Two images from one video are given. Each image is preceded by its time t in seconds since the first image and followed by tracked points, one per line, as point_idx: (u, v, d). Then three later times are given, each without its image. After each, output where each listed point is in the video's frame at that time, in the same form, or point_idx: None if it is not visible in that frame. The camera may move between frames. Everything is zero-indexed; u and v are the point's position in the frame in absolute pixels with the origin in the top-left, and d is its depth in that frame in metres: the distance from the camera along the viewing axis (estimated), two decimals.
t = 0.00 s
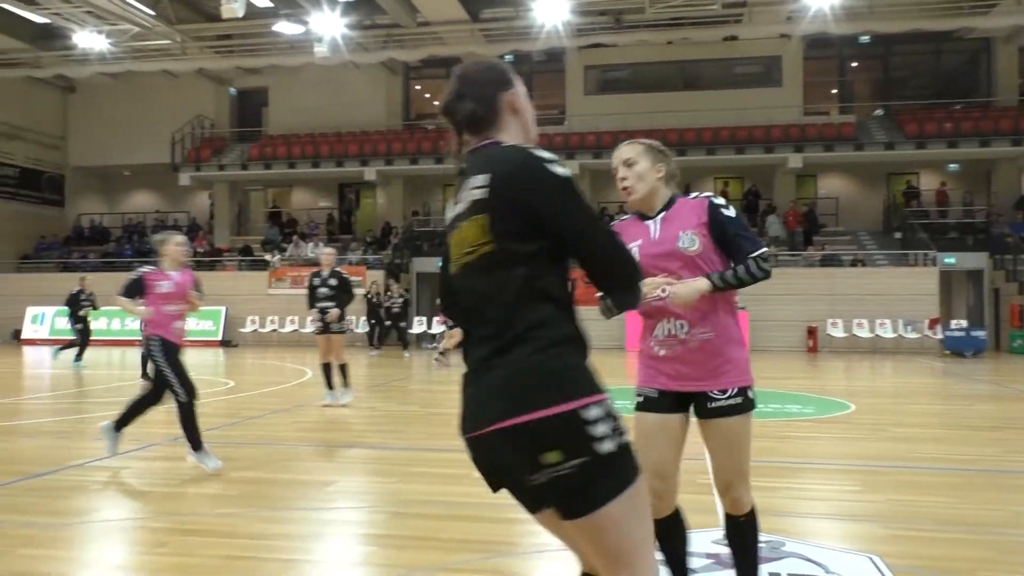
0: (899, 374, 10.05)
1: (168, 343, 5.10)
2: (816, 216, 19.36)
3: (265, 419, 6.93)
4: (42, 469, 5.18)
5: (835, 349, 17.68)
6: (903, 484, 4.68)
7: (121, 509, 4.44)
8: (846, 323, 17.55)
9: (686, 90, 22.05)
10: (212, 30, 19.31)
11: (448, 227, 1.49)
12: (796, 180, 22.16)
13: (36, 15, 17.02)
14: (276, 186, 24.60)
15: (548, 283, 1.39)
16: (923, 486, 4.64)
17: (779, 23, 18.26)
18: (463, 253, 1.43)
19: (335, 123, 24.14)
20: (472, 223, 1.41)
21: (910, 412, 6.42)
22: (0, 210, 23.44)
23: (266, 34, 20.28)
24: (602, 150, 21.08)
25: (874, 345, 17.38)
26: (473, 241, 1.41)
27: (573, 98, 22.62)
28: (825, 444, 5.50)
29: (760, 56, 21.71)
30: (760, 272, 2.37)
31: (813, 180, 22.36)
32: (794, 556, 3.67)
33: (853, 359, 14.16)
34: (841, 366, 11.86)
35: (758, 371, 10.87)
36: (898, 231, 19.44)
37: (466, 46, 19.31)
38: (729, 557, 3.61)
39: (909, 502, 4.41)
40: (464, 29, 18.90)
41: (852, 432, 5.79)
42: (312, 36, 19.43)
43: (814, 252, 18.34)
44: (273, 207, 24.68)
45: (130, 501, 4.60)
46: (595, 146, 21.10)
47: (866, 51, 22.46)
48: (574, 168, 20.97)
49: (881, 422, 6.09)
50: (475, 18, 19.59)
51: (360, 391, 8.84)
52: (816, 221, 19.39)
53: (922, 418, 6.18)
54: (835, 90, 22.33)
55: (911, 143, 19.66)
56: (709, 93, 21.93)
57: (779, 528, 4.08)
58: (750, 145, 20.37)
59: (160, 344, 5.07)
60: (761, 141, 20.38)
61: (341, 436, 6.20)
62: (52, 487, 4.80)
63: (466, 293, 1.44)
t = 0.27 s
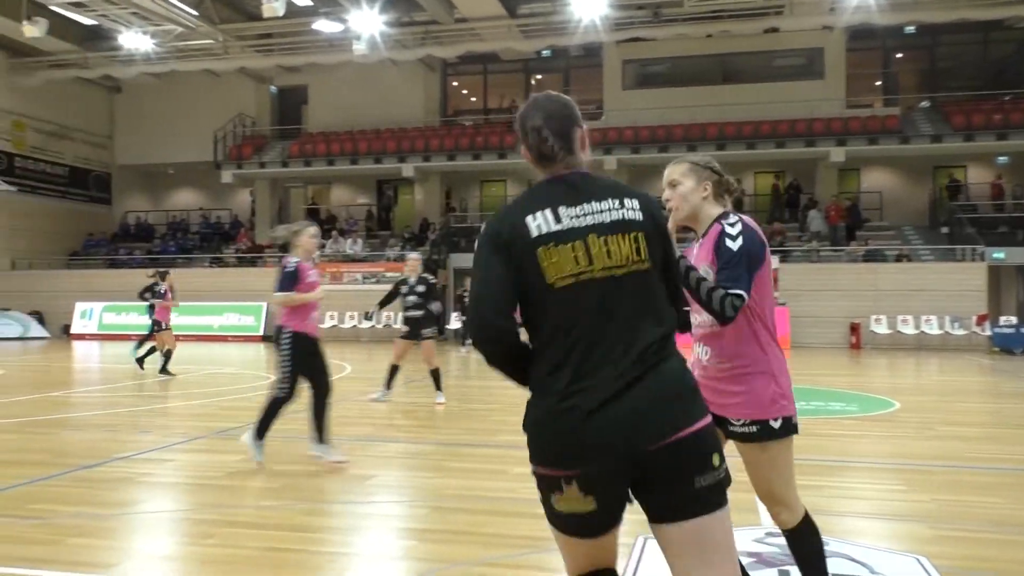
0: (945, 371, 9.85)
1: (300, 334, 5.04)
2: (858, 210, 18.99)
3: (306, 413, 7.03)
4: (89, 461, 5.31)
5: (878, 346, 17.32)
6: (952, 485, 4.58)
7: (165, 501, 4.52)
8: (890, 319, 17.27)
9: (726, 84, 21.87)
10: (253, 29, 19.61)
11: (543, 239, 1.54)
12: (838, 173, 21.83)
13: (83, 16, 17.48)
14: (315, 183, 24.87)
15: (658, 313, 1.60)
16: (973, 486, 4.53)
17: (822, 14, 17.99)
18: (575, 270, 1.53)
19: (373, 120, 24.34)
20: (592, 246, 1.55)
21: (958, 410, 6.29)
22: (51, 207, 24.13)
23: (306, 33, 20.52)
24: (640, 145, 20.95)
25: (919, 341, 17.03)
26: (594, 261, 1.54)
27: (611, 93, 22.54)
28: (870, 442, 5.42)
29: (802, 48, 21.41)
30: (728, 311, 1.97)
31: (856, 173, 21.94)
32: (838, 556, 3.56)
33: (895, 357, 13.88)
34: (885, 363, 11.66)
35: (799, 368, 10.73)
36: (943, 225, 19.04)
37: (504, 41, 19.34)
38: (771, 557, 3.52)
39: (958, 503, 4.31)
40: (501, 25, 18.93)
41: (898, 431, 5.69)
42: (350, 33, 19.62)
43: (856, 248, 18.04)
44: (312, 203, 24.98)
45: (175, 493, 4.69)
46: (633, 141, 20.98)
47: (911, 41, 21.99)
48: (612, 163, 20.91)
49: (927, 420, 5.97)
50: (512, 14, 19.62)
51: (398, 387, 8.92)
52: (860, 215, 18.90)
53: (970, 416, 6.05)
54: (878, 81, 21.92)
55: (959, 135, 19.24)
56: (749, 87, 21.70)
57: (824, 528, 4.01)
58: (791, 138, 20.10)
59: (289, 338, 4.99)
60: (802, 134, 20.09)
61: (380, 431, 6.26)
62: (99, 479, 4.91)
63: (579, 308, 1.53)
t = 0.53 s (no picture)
0: (992, 368, 9.64)
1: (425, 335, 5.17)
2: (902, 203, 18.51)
3: (346, 408, 7.12)
4: (137, 454, 5.42)
5: (923, 343, 17.01)
6: (1001, 484, 4.49)
7: (210, 494, 4.61)
8: (936, 316, 16.93)
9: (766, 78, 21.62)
10: (294, 29, 19.86)
11: (517, 246, 1.69)
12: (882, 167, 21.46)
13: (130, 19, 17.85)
14: (354, 180, 25.12)
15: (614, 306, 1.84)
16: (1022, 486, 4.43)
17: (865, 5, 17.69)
18: (553, 268, 1.71)
19: (411, 117, 24.49)
20: (560, 246, 1.75)
21: (1006, 409, 6.15)
22: (99, 206, 24.70)
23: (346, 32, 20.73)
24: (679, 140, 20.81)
25: (966, 339, 16.66)
26: (565, 260, 1.74)
27: (649, 88, 22.42)
28: (915, 441, 5.33)
29: (845, 40, 21.09)
30: (727, 309, 2.21)
31: (900, 167, 21.62)
32: (884, 556, 3.50)
33: (939, 354, 13.62)
34: (930, 360, 11.44)
35: (841, 364, 10.58)
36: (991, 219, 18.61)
37: (541, 37, 19.35)
38: (814, 556, 3.47)
39: (1007, 503, 4.22)
40: (539, 20, 18.93)
41: (944, 429, 5.59)
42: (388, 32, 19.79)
43: (901, 242, 17.71)
44: (350, 200, 25.21)
45: (220, 486, 4.78)
46: (671, 135, 20.84)
47: (958, 31, 21.50)
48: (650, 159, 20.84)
49: (974, 419, 5.85)
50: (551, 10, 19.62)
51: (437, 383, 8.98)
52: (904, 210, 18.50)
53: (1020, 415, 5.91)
54: (924, 73, 21.48)
55: (1007, 127, 18.80)
56: (790, 80, 21.41)
57: (869, 527, 3.95)
58: (833, 133, 19.82)
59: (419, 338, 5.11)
60: (844, 127, 19.79)
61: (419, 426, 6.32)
62: (147, 471, 5.02)
63: (563, 301, 1.71)
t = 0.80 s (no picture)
0: None
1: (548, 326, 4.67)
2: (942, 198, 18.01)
3: (380, 404, 7.18)
4: (176, 448, 5.51)
5: (964, 340, 16.76)
6: None
7: (245, 488, 4.66)
8: (978, 313, 16.60)
9: (802, 71, 21.36)
10: (328, 28, 19.93)
11: (420, 226, 1.73)
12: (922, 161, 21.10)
13: (168, 20, 18.15)
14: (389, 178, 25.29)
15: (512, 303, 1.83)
16: None
17: None
18: (452, 250, 1.73)
19: (445, 114, 24.60)
20: (462, 231, 1.75)
21: None
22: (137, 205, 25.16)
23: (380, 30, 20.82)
24: (713, 136, 20.64)
25: (1009, 336, 16.33)
26: (467, 242, 1.75)
27: (683, 83, 22.27)
28: (955, 440, 5.23)
29: (884, 32, 20.75)
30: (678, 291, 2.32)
31: (942, 161, 21.12)
32: (925, 557, 3.43)
33: (979, 352, 13.36)
34: (971, 357, 11.24)
35: (878, 362, 10.44)
36: None
37: (575, 33, 19.29)
38: (853, 556, 3.41)
39: None
40: (572, 16, 18.87)
41: (985, 428, 5.48)
42: (422, 29, 19.88)
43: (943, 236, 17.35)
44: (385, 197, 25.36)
45: (256, 480, 4.84)
46: (705, 131, 20.66)
47: (1001, 21, 21.04)
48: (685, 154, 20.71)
49: (1017, 417, 5.74)
50: (585, 5, 19.54)
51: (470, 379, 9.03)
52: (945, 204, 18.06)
53: None
54: (966, 65, 21.02)
55: None
56: (827, 74, 21.11)
57: (909, 527, 3.87)
58: (871, 127, 19.50)
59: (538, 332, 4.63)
60: (883, 121, 19.46)
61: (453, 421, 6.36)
62: (185, 465, 5.10)
63: (464, 279, 1.73)
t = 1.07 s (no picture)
0: None
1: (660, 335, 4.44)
2: (994, 191, 17.64)
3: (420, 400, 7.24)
4: (221, 441, 5.61)
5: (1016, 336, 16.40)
6: None
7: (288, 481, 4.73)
8: None
9: (847, 63, 20.95)
10: (367, 26, 20.02)
11: (342, 205, 1.98)
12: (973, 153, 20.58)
13: (212, 21, 18.41)
14: (428, 174, 25.40)
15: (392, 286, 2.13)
16: None
17: None
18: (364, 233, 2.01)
19: (484, 111, 24.61)
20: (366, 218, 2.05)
21: None
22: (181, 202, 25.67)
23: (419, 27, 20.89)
24: (755, 129, 20.37)
25: None
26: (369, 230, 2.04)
27: (725, 76, 21.98)
28: (1006, 439, 5.12)
29: (932, 21, 20.22)
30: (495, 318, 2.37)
31: (992, 153, 20.64)
32: (977, 559, 3.34)
33: None
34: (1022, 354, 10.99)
35: (924, 359, 10.25)
36: None
37: (614, 27, 19.17)
38: (902, 556, 3.33)
39: None
40: (612, 10, 18.74)
41: None
42: (461, 26, 19.89)
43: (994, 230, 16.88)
44: (425, 193, 25.49)
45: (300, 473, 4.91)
46: (747, 124, 20.38)
47: None
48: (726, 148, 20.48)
49: None
50: None
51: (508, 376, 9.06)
52: (996, 196, 17.66)
53: None
54: (1018, 54, 20.41)
55: None
56: (873, 66, 20.70)
57: (960, 528, 3.79)
58: (920, 118, 19.04)
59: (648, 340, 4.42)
60: (931, 112, 19.02)
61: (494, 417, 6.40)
62: (232, 458, 5.20)
63: (367, 263, 2.00)
